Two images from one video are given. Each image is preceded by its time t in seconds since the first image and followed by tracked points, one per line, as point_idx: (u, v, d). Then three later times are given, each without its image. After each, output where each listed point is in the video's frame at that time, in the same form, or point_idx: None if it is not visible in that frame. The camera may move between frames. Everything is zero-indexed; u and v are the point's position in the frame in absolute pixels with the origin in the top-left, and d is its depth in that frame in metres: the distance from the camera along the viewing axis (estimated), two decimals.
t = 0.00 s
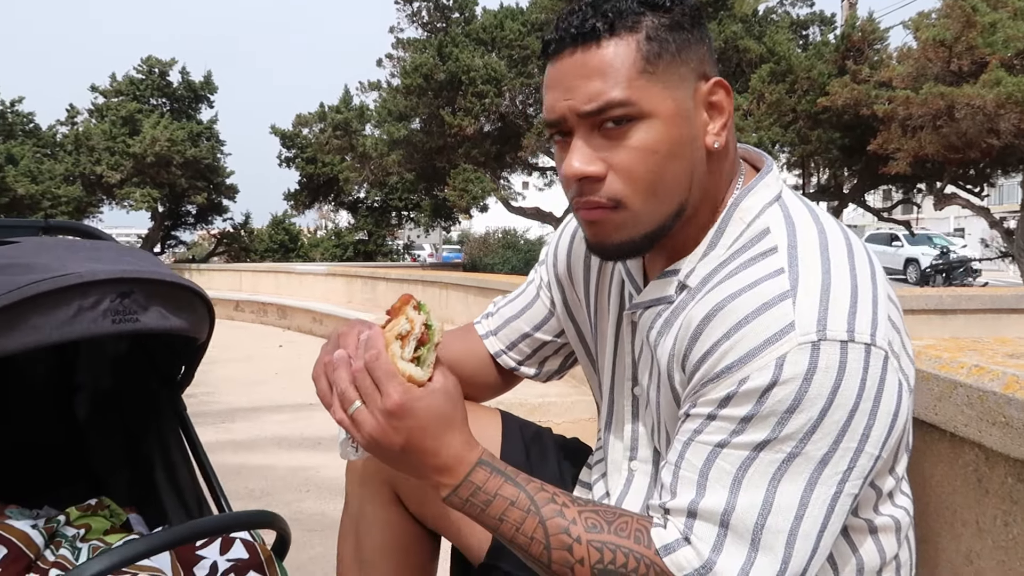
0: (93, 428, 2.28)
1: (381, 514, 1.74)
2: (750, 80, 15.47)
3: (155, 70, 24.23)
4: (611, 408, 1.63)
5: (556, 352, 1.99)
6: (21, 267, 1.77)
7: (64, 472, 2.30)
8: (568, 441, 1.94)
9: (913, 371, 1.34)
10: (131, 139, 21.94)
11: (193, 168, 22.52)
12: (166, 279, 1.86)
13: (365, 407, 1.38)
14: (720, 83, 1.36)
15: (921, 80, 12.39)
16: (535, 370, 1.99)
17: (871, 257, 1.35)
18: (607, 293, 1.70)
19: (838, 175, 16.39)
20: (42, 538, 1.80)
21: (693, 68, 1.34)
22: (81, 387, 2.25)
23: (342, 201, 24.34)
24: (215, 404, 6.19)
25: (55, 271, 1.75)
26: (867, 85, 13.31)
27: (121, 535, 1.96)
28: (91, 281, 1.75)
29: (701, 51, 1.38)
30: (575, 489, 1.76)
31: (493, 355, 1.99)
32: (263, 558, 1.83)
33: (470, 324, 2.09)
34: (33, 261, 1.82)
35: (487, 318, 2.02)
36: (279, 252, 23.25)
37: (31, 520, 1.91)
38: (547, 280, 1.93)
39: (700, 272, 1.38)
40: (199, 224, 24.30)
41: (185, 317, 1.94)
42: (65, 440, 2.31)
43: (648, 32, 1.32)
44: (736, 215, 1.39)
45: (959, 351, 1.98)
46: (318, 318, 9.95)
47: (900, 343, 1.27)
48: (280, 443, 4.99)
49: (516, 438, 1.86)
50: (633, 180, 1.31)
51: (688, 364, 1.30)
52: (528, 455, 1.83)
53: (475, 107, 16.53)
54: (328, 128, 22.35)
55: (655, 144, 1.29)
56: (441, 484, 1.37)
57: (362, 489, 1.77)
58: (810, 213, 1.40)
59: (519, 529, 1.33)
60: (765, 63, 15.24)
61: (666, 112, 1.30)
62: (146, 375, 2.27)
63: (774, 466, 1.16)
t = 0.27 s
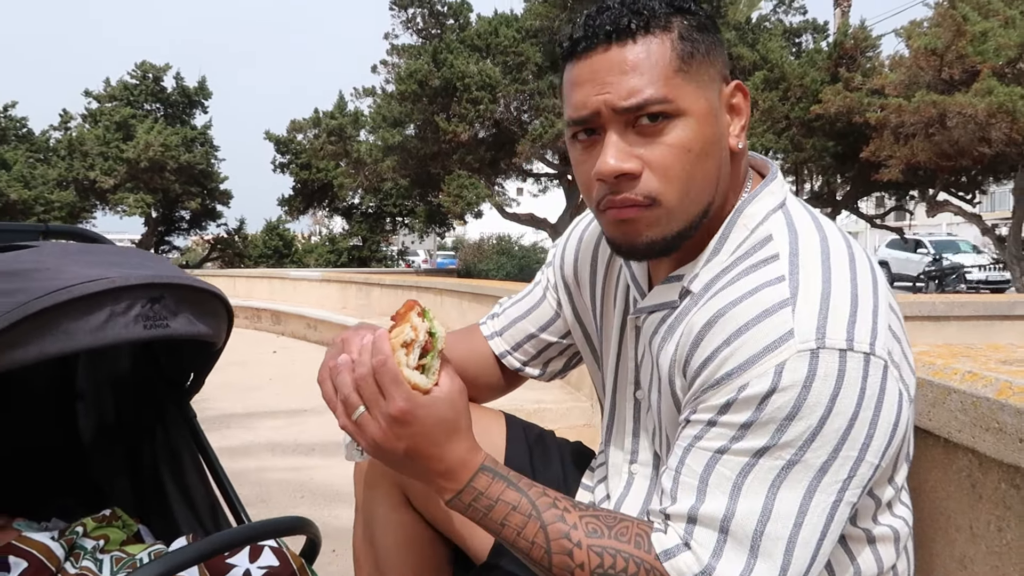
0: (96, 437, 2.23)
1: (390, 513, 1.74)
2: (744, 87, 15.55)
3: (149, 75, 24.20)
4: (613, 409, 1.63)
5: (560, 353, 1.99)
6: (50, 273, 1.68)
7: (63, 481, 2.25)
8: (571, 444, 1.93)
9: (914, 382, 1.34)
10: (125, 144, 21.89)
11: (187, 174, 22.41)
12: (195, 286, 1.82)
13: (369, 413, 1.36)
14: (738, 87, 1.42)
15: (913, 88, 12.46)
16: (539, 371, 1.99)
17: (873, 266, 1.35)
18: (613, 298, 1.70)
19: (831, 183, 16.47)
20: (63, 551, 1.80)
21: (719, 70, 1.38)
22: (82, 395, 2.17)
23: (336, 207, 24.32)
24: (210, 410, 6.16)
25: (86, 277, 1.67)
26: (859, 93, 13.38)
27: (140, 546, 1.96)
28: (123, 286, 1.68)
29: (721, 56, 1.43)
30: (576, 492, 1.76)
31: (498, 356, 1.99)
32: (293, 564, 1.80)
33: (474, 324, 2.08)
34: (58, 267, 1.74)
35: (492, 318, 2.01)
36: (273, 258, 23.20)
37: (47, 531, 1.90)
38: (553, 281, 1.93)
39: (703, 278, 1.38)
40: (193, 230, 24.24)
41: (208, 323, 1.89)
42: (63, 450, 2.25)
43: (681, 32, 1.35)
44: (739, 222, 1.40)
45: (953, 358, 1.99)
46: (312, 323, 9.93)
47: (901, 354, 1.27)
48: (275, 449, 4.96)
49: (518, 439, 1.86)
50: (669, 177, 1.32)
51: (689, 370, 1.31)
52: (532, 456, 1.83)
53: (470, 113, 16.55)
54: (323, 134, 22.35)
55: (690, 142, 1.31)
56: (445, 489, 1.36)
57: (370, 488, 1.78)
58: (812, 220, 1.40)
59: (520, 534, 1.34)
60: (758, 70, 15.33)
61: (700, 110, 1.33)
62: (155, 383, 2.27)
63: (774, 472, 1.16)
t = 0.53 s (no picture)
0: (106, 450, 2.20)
1: (390, 520, 1.74)
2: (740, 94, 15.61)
3: (147, 83, 24.24)
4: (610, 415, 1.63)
5: (556, 362, 1.99)
6: (70, 281, 1.67)
7: (72, 495, 2.21)
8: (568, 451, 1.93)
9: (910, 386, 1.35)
10: (123, 152, 21.90)
11: (184, 181, 22.39)
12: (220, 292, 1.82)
13: (374, 414, 1.32)
14: (727, 96, 1.40)
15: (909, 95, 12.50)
16: (535, 381, 1.99)
17: (869, 271, 1.36)
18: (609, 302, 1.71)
19: (827, 189, 16.52)
20: (82, 568, 1.85)
21: (705, 81, 1.37)
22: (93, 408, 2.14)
23: (334, 214, 24.34)
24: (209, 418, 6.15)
25: (111, 284, 1.67)
26: (855, 100, 13.44)
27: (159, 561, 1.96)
28: (149, 295, 1.68)
29: (710, 64, 1.41)
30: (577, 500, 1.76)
31: (495, 366, 1.98)
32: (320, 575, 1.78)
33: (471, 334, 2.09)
34: (79, 274, 1.73)
35: (488, 328, 2.01)
36: (271, 266, 23.20)
37: (63, 550, 1.95)
38: (549, 290, 1.93)
39: (701, 285, 1.38)
40: (190, 238, 24.23)
41: (230, 331, 1.90)
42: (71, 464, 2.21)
43: (663, 44, 1.34)
44: (735, 229, 1.40)
45: (947, 364, 1.99)
46: (310, 331, 9.92)
47: (898, 358, 1.28)
48: (272, 457, 4.95)
49: (516, 448, 1.86)
50: (644, 189, 1.32)
51: (688, 377, 1.31)
52: (529, 464, 1.83)
53: (467, 121, 16.59)
54: (321, 142, 22.38)
55: (666, 155, 1.31)
56: (450, 495, 1.34)
57: (369, 495, 1.79)
58: (808, 227, 1.41)
59: (526, 542, 1.32)
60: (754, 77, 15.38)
61: (679, 122, 1.32)
62: (165, 394, 2.27)
63: (775, 478, 1.17)
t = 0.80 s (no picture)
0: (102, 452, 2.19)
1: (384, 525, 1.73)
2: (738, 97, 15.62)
3: (146, 86, 24.25)
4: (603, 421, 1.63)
5: (551, 375, 1.99)
6: (63, 283, 1.67)
7: (67, 493, 2.19)
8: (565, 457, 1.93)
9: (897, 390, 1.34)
10: (122, 155, 21.89)
11: (184, 184, 22.46)
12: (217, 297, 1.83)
13: (402, 380, 1.35)
14: (684, 125, 1.35)
15: (907, 98, 12.50)
16: (532, 394, 1.99)
17: (851, 274, 1.36)
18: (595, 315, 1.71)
19: (826, 192, 16.52)
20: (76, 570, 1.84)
21: (656, 111, 1.34)
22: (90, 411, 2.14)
23: (333, 217, 24.34)
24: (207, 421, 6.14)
25: (107, 288, 1.67)
26: (854, 104, 13.44)
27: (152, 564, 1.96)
28: (144, 299, 1.68)
29: (670, 90, 1.36)
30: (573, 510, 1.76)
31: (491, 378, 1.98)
32: None
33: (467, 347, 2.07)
34: (73, 277, 1.72)
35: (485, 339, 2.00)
36: (270, 268, 23.18)
37: (57, 551, 1.94)
38: (539, 302, 1.93)
39: (684, 295, 1.38)
40: (189, 240, 24.22)
41: (227, 335, 1.90)
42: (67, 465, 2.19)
43: (607, 76, 1.33)
44: (716, 238, 1.40)
45: (944, 367, 1.98)
46: (308, 334, 9.91)
47: (882, 362, 1.28)
48: (270, 461, 4.95)
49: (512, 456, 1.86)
50: (583, 221, 1.35)
51: (673, 388, 1.31)
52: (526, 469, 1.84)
53: (466, 124, 16.59)
54: (320, 144, 22.40)
55: (603, 190, 1.32)
56: (463, 474, 1.34)
57: (363, 498, 1.79)
58: (789, 232, 1.41)
59: (535, 530, 1.30)
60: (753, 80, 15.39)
61: (617, 158, 1.32)
62: (161, 397, 2.27)
63: (760, 488, 1.17)
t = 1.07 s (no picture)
0: (91, 452, 2.24)
1: (379, 528, 1.72)
2: (737, 103, 15.66)
3: (145, 91, 24.28)
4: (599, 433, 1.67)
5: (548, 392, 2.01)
6: (30, 287, 1.68)
7: (58, 497, 2.27)
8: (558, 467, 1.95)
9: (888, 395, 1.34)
10: (121, 160, 21.91)
11: (183, 189, 22.48)
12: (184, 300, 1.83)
13: (469, 319, 1.42)
14: (664, 156, 1.36)
15: (904, 104, 12.54)
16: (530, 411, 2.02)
17: (841, 282, 1.36)
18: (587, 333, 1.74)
19: (824, 198, 16.54)
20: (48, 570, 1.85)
21: (634, 138, 1.36)
22: (81, 413, 2.19)
23: (332, 222, 24.37)
24: (204, 426, 6.13)
25: (69, 292, 1.68)
26: (852, 109, 13.48)
27: (127, 565, 1.96)
28: (108, 304, 1.68)
29: (652, 119, 1.37)
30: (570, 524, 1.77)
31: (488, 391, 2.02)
32: None
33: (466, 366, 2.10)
34: (41, 281, 1.74)
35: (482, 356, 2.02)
36: (268, 273, 23.18)
37: (34, 552, 1.96)
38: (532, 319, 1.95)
39: (672, 305, 1.38)
40: (189, 245, 24.22)
41: (197, 339, 1.90)
42: (62, 463, 2.28)
43: (586, 101, 1.35)
44: (703, 247, 1.40)
45: (943, 371, 1.99)
46: (307, 339, 9.92)
47: (871, 369, 1.27)
48: (268, 466, 4.95)
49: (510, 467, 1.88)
50: (554, 238, 1.40)
51: (663, 395, 1.31)
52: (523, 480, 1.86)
53: (465, 129, 16.61)
54: (320, 149, 22.43)
55: (575, 212, 1.36)
56: (507, 417, 1.39)
57: (357, 499, 1.76)
58: (778, 240, 1.42)
59: (557, 491, 1.34)
60: (751, 86, 15.45)
61: (590, 183, 1.35)
62: (149, 400, 2.26)
63: (743, 494, 1.17)
